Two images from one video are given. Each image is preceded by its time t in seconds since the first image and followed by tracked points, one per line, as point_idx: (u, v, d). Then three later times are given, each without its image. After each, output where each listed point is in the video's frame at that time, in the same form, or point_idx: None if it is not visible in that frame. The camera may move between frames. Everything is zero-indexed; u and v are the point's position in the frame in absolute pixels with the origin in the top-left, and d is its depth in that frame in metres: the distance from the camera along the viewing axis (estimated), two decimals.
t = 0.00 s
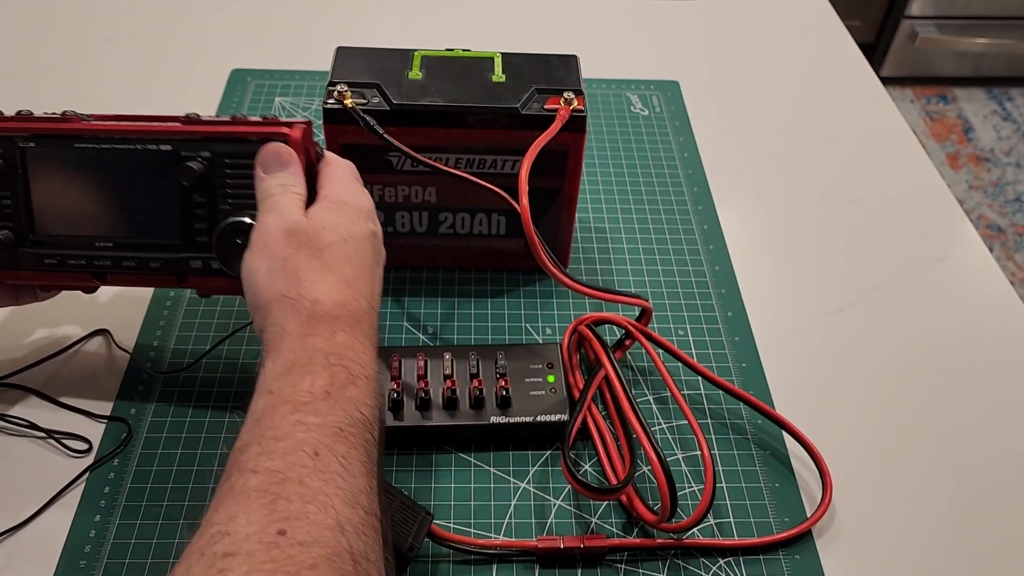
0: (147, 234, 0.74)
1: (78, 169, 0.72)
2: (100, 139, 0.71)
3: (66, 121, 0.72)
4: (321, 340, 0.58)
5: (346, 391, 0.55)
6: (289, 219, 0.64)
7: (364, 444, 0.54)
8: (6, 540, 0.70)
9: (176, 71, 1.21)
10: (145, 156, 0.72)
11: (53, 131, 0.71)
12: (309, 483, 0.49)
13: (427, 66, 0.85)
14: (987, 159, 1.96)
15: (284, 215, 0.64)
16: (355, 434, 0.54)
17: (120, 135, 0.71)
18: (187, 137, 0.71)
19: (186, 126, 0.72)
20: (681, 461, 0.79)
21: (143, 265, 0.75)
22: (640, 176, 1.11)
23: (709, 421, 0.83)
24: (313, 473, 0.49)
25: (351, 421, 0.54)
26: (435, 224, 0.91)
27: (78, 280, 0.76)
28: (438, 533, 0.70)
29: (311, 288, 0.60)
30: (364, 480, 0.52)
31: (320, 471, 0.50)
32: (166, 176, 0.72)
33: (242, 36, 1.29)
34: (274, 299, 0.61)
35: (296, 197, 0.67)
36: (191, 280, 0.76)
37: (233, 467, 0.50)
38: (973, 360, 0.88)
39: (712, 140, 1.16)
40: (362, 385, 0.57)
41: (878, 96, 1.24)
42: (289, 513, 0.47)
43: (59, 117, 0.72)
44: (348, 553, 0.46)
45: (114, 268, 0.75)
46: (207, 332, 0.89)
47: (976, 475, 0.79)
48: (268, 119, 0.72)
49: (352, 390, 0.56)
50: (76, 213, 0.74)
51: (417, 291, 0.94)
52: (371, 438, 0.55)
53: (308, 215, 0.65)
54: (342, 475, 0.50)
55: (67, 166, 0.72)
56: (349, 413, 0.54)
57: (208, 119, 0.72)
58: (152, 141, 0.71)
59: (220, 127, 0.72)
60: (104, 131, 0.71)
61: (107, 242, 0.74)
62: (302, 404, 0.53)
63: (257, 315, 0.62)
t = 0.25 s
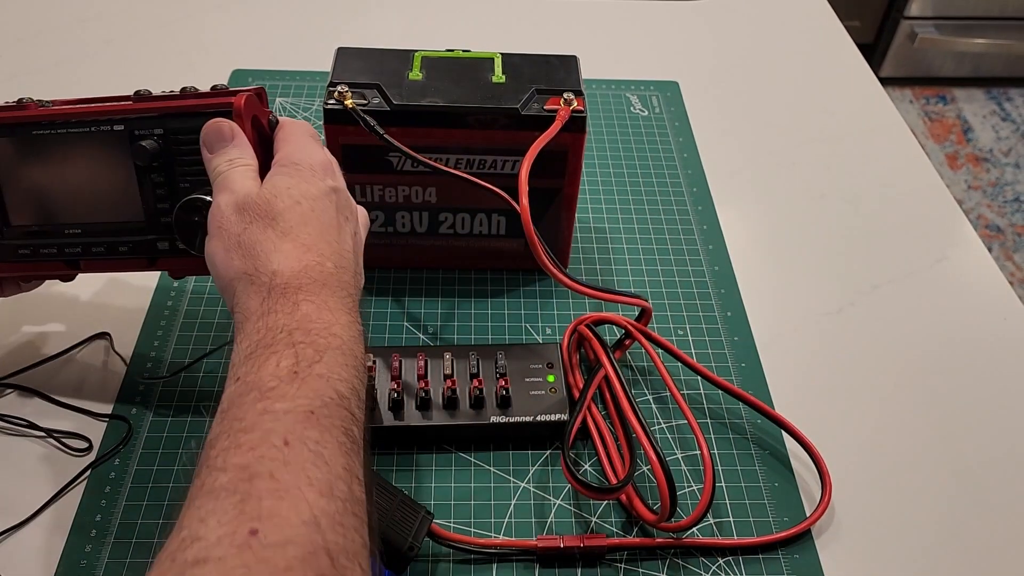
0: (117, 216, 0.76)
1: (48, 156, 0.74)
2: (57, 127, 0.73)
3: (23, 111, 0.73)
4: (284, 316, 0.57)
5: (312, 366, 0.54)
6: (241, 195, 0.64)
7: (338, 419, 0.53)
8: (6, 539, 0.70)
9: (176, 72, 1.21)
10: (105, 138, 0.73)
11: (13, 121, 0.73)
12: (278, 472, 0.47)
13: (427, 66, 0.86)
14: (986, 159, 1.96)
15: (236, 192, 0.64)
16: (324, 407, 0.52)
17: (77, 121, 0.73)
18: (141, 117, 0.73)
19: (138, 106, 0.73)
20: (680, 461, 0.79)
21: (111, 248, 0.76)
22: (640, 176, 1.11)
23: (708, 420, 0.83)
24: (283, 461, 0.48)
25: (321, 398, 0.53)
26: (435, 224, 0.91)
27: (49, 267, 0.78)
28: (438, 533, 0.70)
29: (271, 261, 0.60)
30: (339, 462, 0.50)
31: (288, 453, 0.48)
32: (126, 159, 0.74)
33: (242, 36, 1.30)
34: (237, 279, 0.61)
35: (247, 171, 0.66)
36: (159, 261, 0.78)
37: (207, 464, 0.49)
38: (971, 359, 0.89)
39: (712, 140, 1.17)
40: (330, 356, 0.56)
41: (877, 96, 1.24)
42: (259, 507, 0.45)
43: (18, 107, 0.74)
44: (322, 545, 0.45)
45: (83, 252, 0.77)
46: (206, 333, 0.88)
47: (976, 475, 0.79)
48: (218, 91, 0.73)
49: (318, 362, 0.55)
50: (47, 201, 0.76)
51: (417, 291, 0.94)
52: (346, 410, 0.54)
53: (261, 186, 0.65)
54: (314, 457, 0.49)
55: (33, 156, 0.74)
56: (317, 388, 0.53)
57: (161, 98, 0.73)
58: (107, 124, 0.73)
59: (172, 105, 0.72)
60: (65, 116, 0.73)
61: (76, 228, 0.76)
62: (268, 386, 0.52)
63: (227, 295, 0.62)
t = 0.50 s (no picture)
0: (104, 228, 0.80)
1: (38, 171, 0.77)
2: (42, 143, 0.75)
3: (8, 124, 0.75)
4: (283, 296, 0.63)
5: (308, 337, 0.59)
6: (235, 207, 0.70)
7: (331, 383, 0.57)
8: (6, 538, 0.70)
9: (177, 72, 1.22)
10: (89, 157, 0.76)
11: None
12: (273, 417, 0.51)
13: (427, 66, 0.86)
14: (986, 159, 1.97)
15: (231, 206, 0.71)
16: (317, 370, 0.57)
17: (60, 138, 0.75)
18: (124, 140, 0.75)
19: (121, 130, 0.75)
20: (680, 461, 0.79)
21: (98, 258, 0.80)
22: (640, 176, 1.12)
23: (708, 420, 0.84)
24: (278, 408, 0.52)
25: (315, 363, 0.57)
26: (435, 224, 0.91)
27: (42, 271, 0.82)
28: (438, 533, 0.70)
29: (270, 250, 0.67)
30: (329, 416, 0.54)
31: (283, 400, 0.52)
32: (110, 177, 0.77)
33: (242, 36, 1.30)
34: (238, 270, 0.67)
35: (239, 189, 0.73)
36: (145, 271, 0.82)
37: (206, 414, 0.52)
38: (970, 359, 0.89)
39: (712, 140, 1.17)
40: (324, 329, 0.61)
41: (877, 96, 1.25)
42: (255, 442, 0.48)
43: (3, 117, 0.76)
44: (311, 477, 0.48)
45: (72, 260, 0.81)
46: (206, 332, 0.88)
47: (975, 474, 0.79)
48: (199, 120, 0.75)
49: (312, 333, 0.60)
50: (37, 206, 0.79)
51: (417, 291, 0.94)
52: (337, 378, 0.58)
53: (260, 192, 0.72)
54: (305, 409, 0.52)
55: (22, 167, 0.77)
56: (312, 354, 0.58)
57: (144, 122, 0.75)
58: (91, 144, 0.75)
59: (154, 133, 0.75)
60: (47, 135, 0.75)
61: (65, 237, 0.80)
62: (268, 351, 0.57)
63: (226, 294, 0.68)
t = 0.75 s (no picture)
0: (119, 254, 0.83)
1: (61, 198, 0.81)
2: (69, 176, 0.79)
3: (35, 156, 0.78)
4: (312, 292, 0.69)
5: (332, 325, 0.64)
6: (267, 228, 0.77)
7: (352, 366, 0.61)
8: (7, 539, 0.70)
9: (177, 72, 1.21)
10: (111, 192, 0.80)
11: (25, 165, 0.78)
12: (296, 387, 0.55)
13: (427, 66, 0.86)
14: (986, 159, 1.97)
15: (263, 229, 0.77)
16: (340, 351, 0.61)
17: (86, 173, 0.79)
18: (147, 180, 0.79)
19: (145, 170, 0.79)
20: (680, 461, 0.79)
21: (111, 281, 0.83)
22: (640, 176, 1.12)
23: (708, 420, 0.84)
24: (301, 380, 0.56)
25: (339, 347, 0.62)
26: (435, 224, 0.91)
27: (52, 287, 0.84)
28: (438, 533, 0.70)
29: (301, 255, 0.73)
30: (350, 394, 0.57)
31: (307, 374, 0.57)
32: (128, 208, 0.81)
33: (242, 36, 1.30)
34: (269, 275, 0.74)
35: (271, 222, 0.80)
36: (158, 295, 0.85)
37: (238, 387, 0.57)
38: (970, 359, 0.89)
39: (712, 140, 1.17)
40: (345, 319, 0.66)
41: (876, 96, 1.25)
42: (278, 406, 0.53)
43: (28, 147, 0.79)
44: (326, 437, 0.51)
45: (86, 281, 0.83)
46: (207, 333, 0.88)
47: (975, 475, 0.79)
48: (224, 168, 0.79)
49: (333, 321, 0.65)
50: (57, 230, 0.83)
51: (418, 291, 0.94)
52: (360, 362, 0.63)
53: (292, 209, 0.79)
54: (327, 383, 0.57)
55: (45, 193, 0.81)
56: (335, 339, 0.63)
57: (166, 164, 0.79)
58: (115, 180, 0.79)
59: (177, 176, 0.79)
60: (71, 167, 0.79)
61: (80, 259, 0.83)
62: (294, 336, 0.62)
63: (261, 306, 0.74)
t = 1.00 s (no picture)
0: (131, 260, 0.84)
1: (67, 208, 0.81)
2: (74, 188, 0.79)
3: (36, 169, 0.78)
4: (326, 290, 0.69)
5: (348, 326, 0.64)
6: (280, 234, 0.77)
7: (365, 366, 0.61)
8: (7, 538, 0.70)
9: (177, 72, 1.21)
10: (120, 202, 0.80)
11: (29, 178, 0.78)
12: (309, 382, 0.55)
13: (428, 66, 0.86)
14: (986, 159, 1.97)
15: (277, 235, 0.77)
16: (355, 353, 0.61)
17: (90, 183, 0.78)
18: (154, 189, 0.79)
19: (150, 180, 0.78)
20: (680, 461, 0.79)
21: (123, 286, 0.84)
22: (640, 176, 1.12)
23: (708, 420, 0.84)
24: (314, 375, 0.56)
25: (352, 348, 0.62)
26: (435, 224, 0.91)
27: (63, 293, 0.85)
28: (438, 532, 0.70)
29: (316, 257, 0.73)
30: (363, 391, 0.57)
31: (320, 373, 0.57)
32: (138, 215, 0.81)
33: (243, 36, 1.30)
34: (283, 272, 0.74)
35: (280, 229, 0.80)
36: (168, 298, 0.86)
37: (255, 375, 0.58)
38: (970, 359, 0.89)
39: (712, 140, 1.17)
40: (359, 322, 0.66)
41: (876, 96, 1.25)
42: (290, 399, 0.53)
43: (31, 160, 0.79)
44: (337, 430, 0.51)
45: (97, 286, 0.84)
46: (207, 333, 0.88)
47: (975, 475, 0.79)
48: (229, 175, 0.79)
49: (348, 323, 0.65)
50: (65, 238, 0.83)
51: (418, 291, 0.94)
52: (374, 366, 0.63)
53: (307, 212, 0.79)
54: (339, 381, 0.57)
55: (52, 203, 0.81)
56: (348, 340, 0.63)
57: (172, 172, 0.79)
58: (122, 190, 0.79)
59: (183, 185, 0.78)
60: (78, 178, 0.78)
61: (93, 266, 0.84)
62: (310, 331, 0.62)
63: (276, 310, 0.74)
